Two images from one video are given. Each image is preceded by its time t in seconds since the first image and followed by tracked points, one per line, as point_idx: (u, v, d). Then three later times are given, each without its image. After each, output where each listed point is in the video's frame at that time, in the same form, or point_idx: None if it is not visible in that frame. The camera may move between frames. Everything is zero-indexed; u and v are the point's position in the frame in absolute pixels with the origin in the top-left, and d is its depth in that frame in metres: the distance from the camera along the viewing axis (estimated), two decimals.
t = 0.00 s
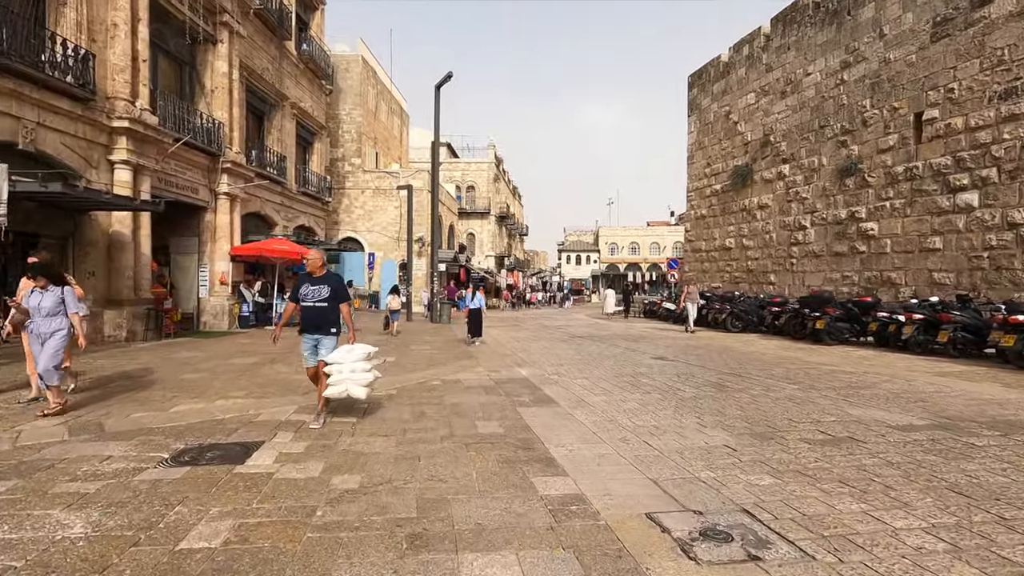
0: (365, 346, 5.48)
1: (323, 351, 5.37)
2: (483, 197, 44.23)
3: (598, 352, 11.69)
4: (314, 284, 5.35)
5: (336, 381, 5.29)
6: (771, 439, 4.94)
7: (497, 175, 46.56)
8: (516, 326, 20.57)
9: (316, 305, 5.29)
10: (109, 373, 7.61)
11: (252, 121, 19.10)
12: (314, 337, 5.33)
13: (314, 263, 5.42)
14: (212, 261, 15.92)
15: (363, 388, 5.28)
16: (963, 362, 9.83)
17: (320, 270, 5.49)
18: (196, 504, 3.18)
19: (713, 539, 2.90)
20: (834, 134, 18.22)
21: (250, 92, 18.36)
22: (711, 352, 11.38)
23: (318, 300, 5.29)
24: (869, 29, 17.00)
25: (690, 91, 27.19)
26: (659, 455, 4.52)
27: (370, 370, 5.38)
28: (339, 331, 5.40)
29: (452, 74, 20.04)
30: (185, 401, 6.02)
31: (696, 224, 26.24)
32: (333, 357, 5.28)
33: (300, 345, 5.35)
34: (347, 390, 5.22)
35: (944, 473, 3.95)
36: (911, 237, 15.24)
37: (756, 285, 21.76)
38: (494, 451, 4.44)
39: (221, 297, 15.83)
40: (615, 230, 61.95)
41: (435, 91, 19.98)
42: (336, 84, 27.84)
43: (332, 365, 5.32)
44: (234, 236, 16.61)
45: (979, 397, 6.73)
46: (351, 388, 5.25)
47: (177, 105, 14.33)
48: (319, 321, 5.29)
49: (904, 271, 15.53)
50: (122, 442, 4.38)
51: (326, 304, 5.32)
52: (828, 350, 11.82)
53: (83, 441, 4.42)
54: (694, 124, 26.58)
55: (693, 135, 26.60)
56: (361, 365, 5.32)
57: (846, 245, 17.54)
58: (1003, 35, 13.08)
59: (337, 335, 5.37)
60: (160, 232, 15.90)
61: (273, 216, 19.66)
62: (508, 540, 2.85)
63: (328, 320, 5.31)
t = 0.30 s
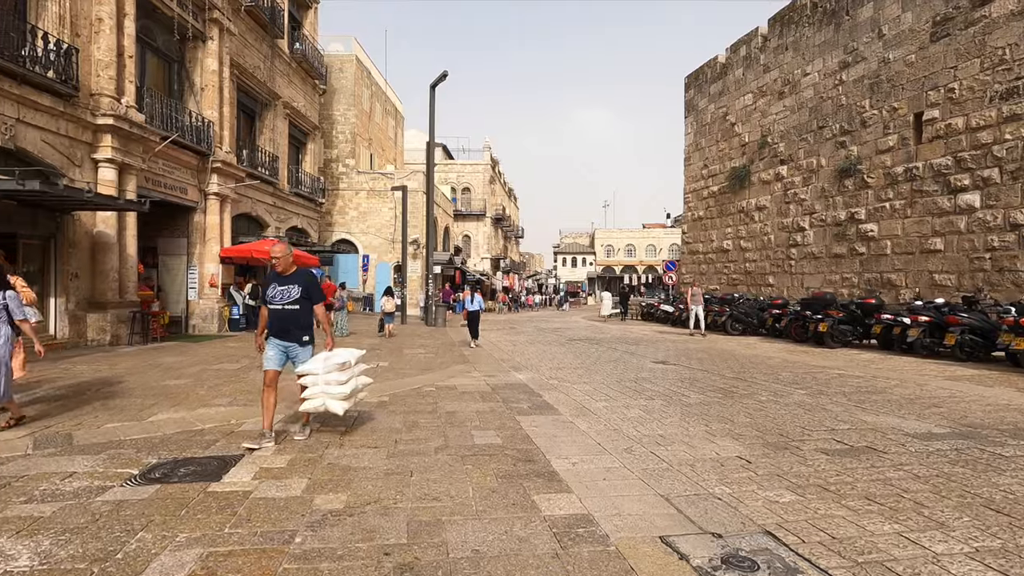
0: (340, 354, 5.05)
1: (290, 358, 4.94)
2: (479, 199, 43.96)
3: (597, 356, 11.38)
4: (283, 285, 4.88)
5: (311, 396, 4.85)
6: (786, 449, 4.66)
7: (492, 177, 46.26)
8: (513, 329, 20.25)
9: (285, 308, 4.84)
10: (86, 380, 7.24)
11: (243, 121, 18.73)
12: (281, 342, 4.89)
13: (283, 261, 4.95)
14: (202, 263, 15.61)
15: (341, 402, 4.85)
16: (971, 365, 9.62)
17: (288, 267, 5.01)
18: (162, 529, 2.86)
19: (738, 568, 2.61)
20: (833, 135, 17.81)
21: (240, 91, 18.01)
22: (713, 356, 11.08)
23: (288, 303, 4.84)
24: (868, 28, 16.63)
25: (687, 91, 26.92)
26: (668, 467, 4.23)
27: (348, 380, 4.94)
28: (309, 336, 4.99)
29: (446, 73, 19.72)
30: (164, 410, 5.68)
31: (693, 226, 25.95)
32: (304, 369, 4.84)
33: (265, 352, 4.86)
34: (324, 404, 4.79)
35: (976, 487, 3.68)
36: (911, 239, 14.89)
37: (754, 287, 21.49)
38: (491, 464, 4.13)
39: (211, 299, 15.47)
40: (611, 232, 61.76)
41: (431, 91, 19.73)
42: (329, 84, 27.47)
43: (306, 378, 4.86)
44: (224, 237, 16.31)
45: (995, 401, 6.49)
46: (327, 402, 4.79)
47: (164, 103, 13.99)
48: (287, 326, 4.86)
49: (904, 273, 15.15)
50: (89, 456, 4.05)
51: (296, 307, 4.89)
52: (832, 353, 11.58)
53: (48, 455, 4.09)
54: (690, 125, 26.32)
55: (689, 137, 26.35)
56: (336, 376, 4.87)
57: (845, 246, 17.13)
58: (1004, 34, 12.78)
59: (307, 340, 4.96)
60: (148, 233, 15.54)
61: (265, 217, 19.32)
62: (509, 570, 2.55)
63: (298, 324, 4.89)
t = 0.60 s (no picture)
0: (308, 360, 4.30)
1: (248, 371, 4.19)
2: (479, 201, 43.74)
3: (600, 360, 11.05)
4: (234, 285, 4.19)
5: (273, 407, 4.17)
6: (805, 460, 4.34)
7: (491, 179, 45.96)
8: (512, 332, 19.91)
9: (238, 311, 4.14)
10: (65, 388, 6.92)
11: (238, 122, 18.44)
12: (237, 351, 4.17)
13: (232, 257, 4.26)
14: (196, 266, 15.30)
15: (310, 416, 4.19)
16: (986, 367, 9.31)
17: (240, 265, 4.31)
18: (118, 559, 2.56)
19: None
20: (836, 134, 17.33)
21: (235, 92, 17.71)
22: (718, 359, 10.73)
23: (240, 304, 4.13)
24: (871, 26, 16.14)
25: (687, 91, 26.56)
26: (680, 481, 3.92)
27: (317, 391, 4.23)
28: (270, 343, 4.25)
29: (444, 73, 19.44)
30: (143, 420, 5.37)
31: (695, 227, 25.59)
32: (264, 379, 4.12)
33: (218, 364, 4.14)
34: (288, 418, 4.14)
35: (1017, 504, 3.37)
36: (918, 238, 14.43)
37: (756, 289, 21.08)
38: (488, 480, 3.82)
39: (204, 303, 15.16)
40: (611, 234, 61.48)
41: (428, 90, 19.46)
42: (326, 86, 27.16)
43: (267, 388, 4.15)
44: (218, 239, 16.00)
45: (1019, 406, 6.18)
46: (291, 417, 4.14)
47: (156, 103, 13.69)
48: (243, 331, 4.14)
49: (911, 273, 14.69)
50: (52, 472, 3.74)
51: (251, 309, 4.18)
52: (841, 355, 11.26)
53: (10, 471, 3.78)
54: (691, 125, 25.98)
55: (690, 137, 26.00)
56: (304, 388, 4.15)
57: (850, 246, 16.66)
58: (1011, 30, 12.36)
59: (266, 348, 4.21)
60: (141, 236, 15.25)
61: (261, 219, 19.04)
62: None
63: (255, 329, 4.16)
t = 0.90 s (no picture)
0: (260, 380, 3.62)
1: (185, 390, 3.49)
2: (476, 200, 43.42)
3: (600, 362, 10.73)
4: (169, 288, 3.46)
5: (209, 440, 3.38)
6: (826, 475, 4.03)
7: (489, 178, 45.64)
8: (510, 333, 19.60)
9: (173, 320, 3.42)
10: (39, 396, 6.56)
11: (229, 119, 18.09)
12: (174, 369, 3.48)
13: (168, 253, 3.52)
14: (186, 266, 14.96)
15: (257, 449, 3.44)
16: (998, 369, 9.04)
17: (180, 263, 3.58)
18: None
19: None
20: (837, 132, 16.99)
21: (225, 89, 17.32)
22: (722, 362, 10.43)
23: (176, 312, 3.41)
24: (874, 21, 15.81)
25: (686, 89, 26.24)
26: (693, 499, 3.60)
27: (271, 419, 3.52)
28: (214, 358, 3.52)
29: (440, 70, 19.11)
30: (115, 432, 5.03)
31: (694, 226, 25.24)
32: (204, 400, 3.38)
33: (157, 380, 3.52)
34: (229, 452, 3.37)
35: None
36: (921, 237, 14.13)
37: (756, 289, 20.76)
38: (484, 499, 3.51)
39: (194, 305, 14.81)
40: (609, 233, 61.22)
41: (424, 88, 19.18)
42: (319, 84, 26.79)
43: (205, 415, 3.39)
44: (208, 239, 15.66)
45: None
46: (232, 453, 3.38)
47: (142, 100, 13.30)
48: (180, 344, 3.43)
49: (914, 272, 14.36)
50: (3, 495, 3.40)
51: (191, 318, 3.45)
52: (848, 357, 10.98)
53: None
54: (690, 124, 25.66)
55: (689, 135, 25.67)
56: (254, 416, 3.43)
57: (851, 245, 16.31)
58: (1016, 24, 12.06)
59: (209, 364, 3.50)
60: (129, 236, 14.87)
61: (253, 219, 18.67)
62: None
63: (193, 342, 3.44)
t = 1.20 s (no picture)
0: (195, 402, 2.82)
1: (93, 409, 2.83)
2: (471, 198, 43.06)
3: (600, 363, 10.41)
4: (85, 276, 2.83)
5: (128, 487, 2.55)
6: (855, 487, 3.72)
7: (483, 177, 45.23)
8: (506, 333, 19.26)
9: (86, 318, 2.79)
10: (9, 402, 6.17)
11: (218, 114, 17.63)
12: (81, 380, 2.83)
13: (91, 229, 2.87)
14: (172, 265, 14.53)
15: (188, 494, 2.58)
16: (1010, 370, 8.78)
17: (107, 248, 2.95)
18: None
19: None
20: (836, 128, 16.70)
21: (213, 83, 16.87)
22: (725, 362, 10.14)
23: (91, 308, 2.78)
24: (873, 16, 15.52)
25: (683, 86, 25.91)
26: (713, 517, 3.27)
27: (200, 455, 2.63)
28: (135, 371, 2.88)
29: (433, 65, 18.72)
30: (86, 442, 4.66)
31: (690, 224, 24.95)
32: (114, 435, 2.55)
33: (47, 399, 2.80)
34: (149, 502, 2.53)
35: None
36: (922, 235, 13.84)
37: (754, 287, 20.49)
38: (485, 518, 3.18)
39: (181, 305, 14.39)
40: (604, 232, 60.98)
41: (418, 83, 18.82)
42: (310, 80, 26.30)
43: (116, 455, 2.55)
44: (196, 237, 15.20)
45: None
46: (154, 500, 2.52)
47: (125, 93, 12.87)
48: (91, 349, 2.79)
49: (914, 270, 14.08)
50: None
51: (109, 318, 2.81)
52: (853, 357, 10.72)
53: None
54: (686, 121, 25.35)
55: (686, 133, 25.38)
56: (177, 451, 2.56)
57: (851, 244, 16.03)
58: (1019, 19, 11.79)
59: (130, 379, 2.87)
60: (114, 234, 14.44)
61: (242, 217, 18.23)
62: None
63: (109, 348, 2.81)
